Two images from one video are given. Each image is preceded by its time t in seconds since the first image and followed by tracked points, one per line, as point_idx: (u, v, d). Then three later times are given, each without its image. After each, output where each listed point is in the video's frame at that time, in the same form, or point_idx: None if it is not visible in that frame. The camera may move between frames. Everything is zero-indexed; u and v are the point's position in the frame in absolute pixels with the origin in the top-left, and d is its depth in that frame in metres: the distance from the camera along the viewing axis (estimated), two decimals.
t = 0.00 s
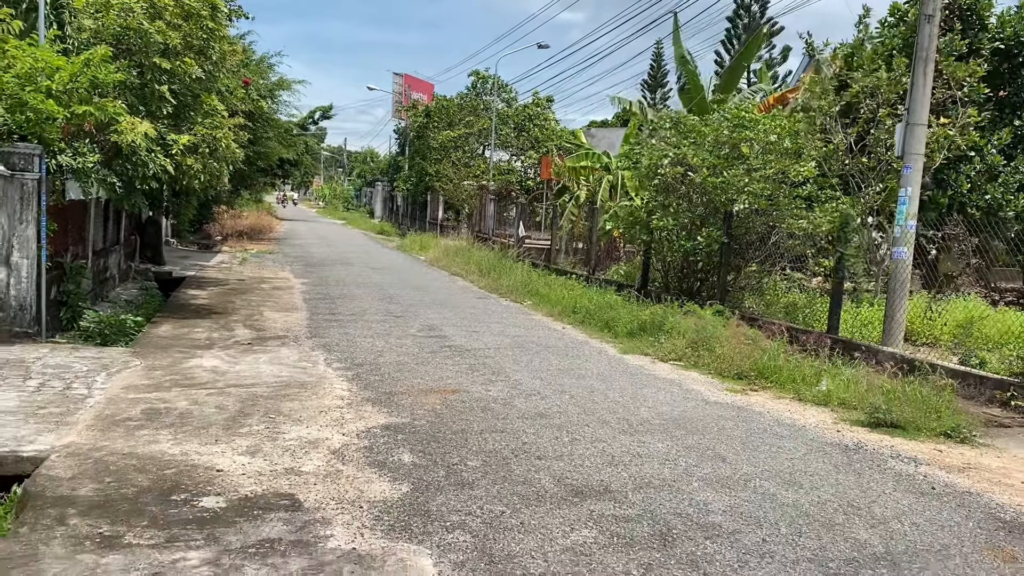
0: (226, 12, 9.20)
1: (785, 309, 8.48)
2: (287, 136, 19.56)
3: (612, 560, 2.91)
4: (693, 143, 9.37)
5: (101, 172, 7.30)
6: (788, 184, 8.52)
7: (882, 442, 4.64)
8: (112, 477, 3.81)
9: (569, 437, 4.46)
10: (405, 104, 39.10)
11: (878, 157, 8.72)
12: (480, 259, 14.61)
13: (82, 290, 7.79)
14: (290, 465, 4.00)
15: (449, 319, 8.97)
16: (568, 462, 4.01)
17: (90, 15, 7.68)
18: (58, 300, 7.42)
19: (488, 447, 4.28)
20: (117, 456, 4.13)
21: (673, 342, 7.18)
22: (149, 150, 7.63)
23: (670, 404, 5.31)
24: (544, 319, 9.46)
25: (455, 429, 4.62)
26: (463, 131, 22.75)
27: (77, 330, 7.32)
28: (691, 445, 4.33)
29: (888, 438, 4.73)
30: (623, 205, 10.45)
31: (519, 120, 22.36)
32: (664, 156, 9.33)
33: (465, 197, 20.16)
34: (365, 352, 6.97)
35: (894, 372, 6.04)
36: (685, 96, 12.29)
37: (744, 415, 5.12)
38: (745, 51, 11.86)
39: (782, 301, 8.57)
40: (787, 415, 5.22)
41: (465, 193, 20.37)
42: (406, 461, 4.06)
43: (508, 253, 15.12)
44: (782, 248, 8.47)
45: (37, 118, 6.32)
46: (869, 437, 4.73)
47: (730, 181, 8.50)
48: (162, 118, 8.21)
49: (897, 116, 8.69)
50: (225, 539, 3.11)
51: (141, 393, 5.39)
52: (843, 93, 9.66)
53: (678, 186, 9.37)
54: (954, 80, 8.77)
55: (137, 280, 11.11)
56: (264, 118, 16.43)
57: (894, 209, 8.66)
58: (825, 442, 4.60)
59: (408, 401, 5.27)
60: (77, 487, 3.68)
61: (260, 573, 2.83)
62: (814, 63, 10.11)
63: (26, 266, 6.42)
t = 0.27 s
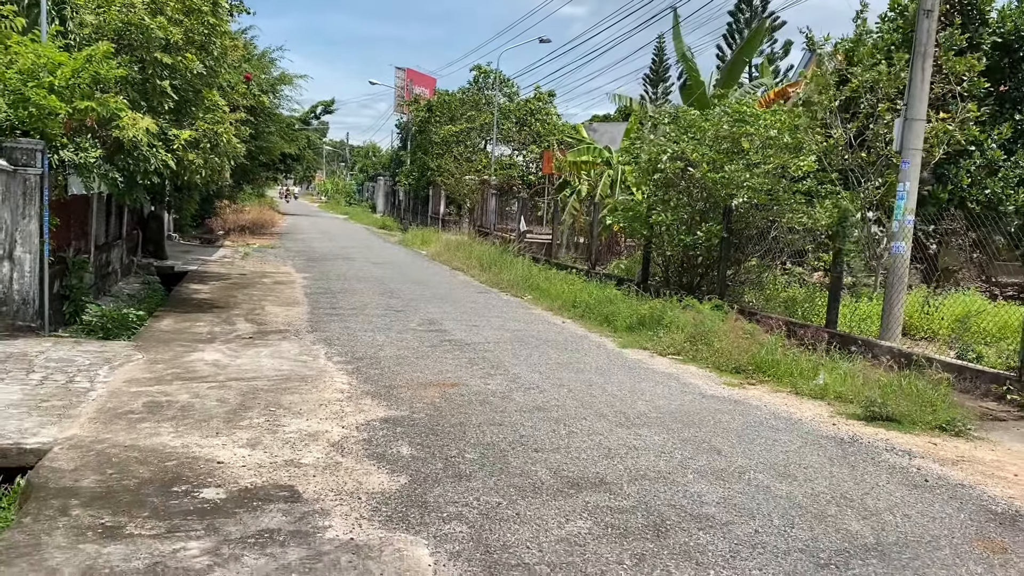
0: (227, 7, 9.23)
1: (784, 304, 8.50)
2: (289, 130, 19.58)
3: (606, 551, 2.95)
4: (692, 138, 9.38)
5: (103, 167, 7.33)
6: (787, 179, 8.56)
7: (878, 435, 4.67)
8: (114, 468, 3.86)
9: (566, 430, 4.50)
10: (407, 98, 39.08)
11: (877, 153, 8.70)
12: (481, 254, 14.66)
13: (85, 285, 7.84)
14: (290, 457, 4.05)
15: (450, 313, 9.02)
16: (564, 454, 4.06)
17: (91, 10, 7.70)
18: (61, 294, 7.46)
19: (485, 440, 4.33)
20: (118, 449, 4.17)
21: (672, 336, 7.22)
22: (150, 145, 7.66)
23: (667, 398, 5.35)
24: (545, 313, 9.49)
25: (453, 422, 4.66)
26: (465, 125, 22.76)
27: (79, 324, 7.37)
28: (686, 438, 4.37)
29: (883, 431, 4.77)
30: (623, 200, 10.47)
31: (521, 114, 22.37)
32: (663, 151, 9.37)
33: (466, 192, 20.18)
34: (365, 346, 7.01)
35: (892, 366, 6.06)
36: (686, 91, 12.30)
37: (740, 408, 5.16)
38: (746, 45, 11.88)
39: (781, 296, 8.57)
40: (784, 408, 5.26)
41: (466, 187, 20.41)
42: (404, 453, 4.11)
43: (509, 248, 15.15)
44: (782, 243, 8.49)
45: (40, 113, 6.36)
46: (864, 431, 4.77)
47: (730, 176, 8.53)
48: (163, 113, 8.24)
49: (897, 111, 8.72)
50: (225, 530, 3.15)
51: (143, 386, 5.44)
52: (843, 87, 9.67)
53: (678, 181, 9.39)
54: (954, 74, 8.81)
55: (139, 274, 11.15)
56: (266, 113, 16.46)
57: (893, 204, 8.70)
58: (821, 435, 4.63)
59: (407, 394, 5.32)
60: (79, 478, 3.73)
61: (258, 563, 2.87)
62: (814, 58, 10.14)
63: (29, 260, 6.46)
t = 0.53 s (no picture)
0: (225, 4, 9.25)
1: (781, 299, 8.52)
2: (289, 126, 19.60)
3: (593, 542, 2.99)
4: (690, 134, 9.33)
5: (102, 163, 7.36)
6: (784, 175, 8.60)
7: (869, 429, 4.70)
8: (110, 461, 3.90)
9: (559, 424, 4.53)
10: (408, 94, 39.08)
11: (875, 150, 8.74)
12: (480, 250, 14.70)
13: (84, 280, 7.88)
14: (283, 451, 4.08)
15: (447, 309, 9.05)
16: (556, 447, 4.09)
17: (89, 7, 7.72)
18: (60, 289, 7.50)
19: (478, 433, 4.36)
20: (114, 442, 4.21)
21: (667, 331, 7.25)
22: (149, 141, 7.69)
23: (660, 392, 5.39)
24: (542, 309, 9.52)
25: (447, 416, 4.69)
26: (465, 121, 22.77)
27: (78, 319, 7.41)
28: (677, 432, 4.40)
29: (875, 426, 4.79)
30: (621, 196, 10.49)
31: (522, 110, 22.36)
32: (661, 147, 9.37)
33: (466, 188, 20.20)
34: (362, 341, 7.05)
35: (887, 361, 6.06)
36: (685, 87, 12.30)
37: (733, 403, 5.19)
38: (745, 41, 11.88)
39: (779, 292, 8.54)
40: (776, 402, 5.29)
41: (466, 183, 20.43)
42: (397, 447, 4.14)
43: (508, 244, 15.18)
44: (779, 239, 8.50)
45: (38, 110, 6.39)
46: (856, 425, 4.79)
47: (727, 172, 8.56)
48: (162, 110, 8.26)
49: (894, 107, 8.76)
50: (217, 521, 3.19)
51: (140, 380, 5.48)
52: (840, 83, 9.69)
53: (675, 177, 9.38)
54: (952, 70, 8.83)
55: (139, 270, 11.19)
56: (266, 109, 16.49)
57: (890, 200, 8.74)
58: (812, 429, 4.66)
59: (402, 389, 5.36)
60: (75, 471, 3.77)
61: (249, 553, 2.91)
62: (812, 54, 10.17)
63: (28, 256, 6.52)
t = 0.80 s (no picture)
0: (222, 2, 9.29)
1: (775, 296, 8.53)
2: (288, 123, 19.61)
3: (574, 534, 3.01)
4: (686, 131, 9.22)
5: (97, 160, 7.39)
6: (779, 172, 8.67)
7: (857, 425, 4.72)
8: (99, 455, 3.93)
9: (547, 418, 4.56)
10: (408, 91, 39.06)
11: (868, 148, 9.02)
12: (478, 247, 14.73)
13: (80, 276, 7.91)
14: (272, 445, 4.11)
15: (443, 305, 9.07)
16: (543, 441, 4.12)
17: (84, 5, 7.74)
18: (56, 286, 7.53)
19: (466, 428, 4.39)
20: (104, 436, 4.24)
21: (661, 327, 7.27)
22: (144, 138, 7.71)
23: (650, 388, 5.41)
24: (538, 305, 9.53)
25: (436, 411, 4.72)
26: (465, 118, 22.77)
27: (74, 315, 7.45)
28: (665, 427, 4.42)
29: (863, 421, 4.81)
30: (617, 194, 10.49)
31: (521, 107, 22.33)
32: (656, 144, 9.31)
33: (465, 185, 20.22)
34: (356, 337, 7.07)
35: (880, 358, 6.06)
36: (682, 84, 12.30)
37: (722, 398, 5.21)
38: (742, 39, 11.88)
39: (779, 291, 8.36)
40: (765, 398, 5.30)
41: (465, 180, 20.45)
42: (386, 441, 4.17)
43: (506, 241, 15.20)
44: (774, 236, 8.51)
45: (32, 107, 6.40)
46: (844, 420, 4.81)
47: (722, 169, 8.58)
48: (157, 107, 8.28)
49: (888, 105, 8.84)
50: (203, 513, 3.22)
51: (134, 375, 5.51)
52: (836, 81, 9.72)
53: (671, 175, 9.32)
54: (947, 67, 8.85)
55: (136, 267, 11.22)
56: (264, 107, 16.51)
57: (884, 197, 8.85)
58: (800, 424, 4.67)
59: (394, 384, 5.39)
60: (64, 464, 3.80)
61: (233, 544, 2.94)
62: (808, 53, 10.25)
63: (23, 252, 6.53)
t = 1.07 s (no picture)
0: None
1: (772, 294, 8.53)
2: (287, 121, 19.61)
3: (561, 527, 3.02)
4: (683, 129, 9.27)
5: (93, 157, 7.40)
6: (775, 169, 8.68)
7: (849, 420, 4.73)
8: (91, 449, 3.94)
9: (539, 413, 4.57)
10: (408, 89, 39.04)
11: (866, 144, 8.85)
12: (476, 244, 14.75)
13: (76, 273, 7.92)
14: (263, 439, 4.13)
15: (440, 302, 9.09)
16: (533, 436, 4.14)
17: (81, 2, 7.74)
18: (53, 282, 7.55)
19: (457, 423, 4.40)
20: (97, 430, 4.26)
21: (656, 324, 7.28)
22: (141, 135, 7.72)
23: (643, 383, 5.43)
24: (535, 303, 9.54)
25: (429, 406, 4.73)
26: (464, 116, 22.77)
27: (70, 312, 7.46)
28: (656, 422, 4.43)
29: (855, 417, 4.82)
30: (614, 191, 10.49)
31: (521, 106, 22.27)
32: (653, 142, 9.32)
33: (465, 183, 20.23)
34: (351, 333, 7.09)
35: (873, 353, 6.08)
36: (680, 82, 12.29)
37: (715, 394, 5.22)
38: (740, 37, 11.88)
39: (770, 287, 8.48)
40: (758, 394, 5.31)
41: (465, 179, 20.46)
42: (377, 436, 4.18)
43: (505, 238, 15.21)
44: (770, 233, 8.50)
45: (29, 103, 6.40)
46: (836, 416, 4.82)
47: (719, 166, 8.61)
48: (154, 104, 8.29)
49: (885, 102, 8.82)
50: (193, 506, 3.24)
51: (128, 371, 5.53)
52: (834, 78, 9.73)
53: (668, 172, 9.33)
54: (944, 64, 8.84)
55: (134, 264, 11.24)
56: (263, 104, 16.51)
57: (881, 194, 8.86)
58: (791, 420, 4.69)
59: (387, 379, 5.40)
60: (56, 458, 3.81)
61: (221, 536, 2.95)
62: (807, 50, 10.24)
63: (19, 249, 6.54)
